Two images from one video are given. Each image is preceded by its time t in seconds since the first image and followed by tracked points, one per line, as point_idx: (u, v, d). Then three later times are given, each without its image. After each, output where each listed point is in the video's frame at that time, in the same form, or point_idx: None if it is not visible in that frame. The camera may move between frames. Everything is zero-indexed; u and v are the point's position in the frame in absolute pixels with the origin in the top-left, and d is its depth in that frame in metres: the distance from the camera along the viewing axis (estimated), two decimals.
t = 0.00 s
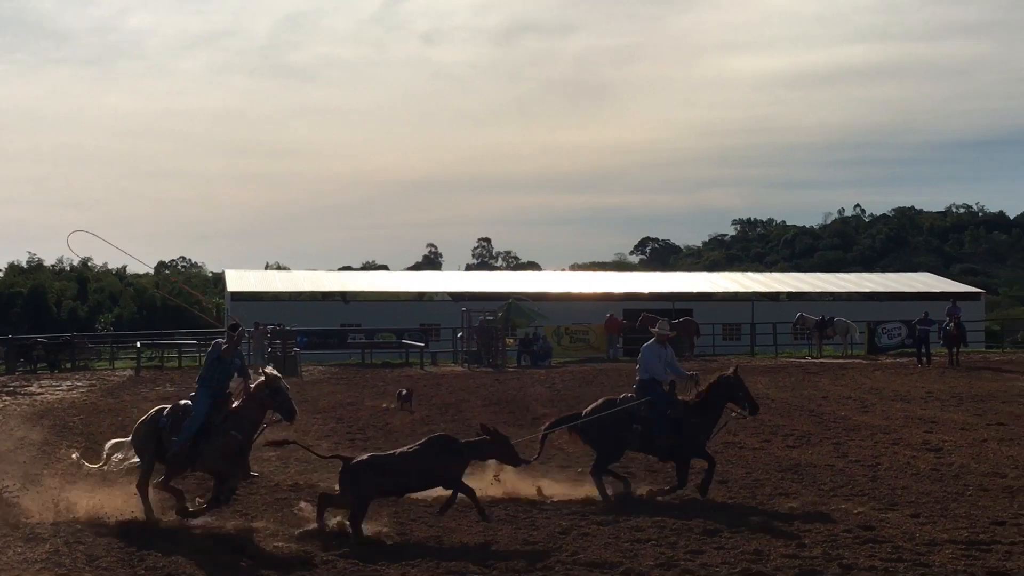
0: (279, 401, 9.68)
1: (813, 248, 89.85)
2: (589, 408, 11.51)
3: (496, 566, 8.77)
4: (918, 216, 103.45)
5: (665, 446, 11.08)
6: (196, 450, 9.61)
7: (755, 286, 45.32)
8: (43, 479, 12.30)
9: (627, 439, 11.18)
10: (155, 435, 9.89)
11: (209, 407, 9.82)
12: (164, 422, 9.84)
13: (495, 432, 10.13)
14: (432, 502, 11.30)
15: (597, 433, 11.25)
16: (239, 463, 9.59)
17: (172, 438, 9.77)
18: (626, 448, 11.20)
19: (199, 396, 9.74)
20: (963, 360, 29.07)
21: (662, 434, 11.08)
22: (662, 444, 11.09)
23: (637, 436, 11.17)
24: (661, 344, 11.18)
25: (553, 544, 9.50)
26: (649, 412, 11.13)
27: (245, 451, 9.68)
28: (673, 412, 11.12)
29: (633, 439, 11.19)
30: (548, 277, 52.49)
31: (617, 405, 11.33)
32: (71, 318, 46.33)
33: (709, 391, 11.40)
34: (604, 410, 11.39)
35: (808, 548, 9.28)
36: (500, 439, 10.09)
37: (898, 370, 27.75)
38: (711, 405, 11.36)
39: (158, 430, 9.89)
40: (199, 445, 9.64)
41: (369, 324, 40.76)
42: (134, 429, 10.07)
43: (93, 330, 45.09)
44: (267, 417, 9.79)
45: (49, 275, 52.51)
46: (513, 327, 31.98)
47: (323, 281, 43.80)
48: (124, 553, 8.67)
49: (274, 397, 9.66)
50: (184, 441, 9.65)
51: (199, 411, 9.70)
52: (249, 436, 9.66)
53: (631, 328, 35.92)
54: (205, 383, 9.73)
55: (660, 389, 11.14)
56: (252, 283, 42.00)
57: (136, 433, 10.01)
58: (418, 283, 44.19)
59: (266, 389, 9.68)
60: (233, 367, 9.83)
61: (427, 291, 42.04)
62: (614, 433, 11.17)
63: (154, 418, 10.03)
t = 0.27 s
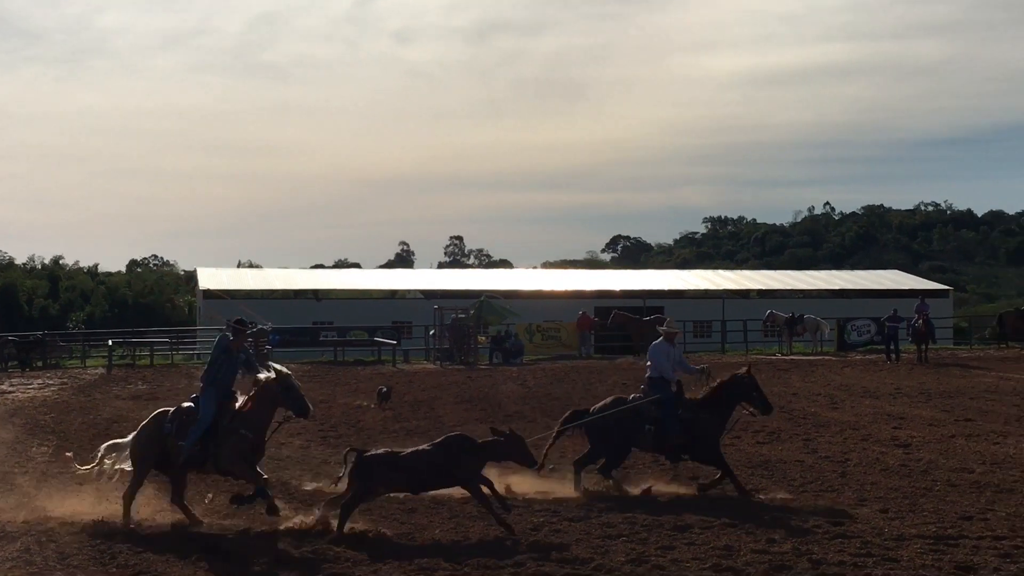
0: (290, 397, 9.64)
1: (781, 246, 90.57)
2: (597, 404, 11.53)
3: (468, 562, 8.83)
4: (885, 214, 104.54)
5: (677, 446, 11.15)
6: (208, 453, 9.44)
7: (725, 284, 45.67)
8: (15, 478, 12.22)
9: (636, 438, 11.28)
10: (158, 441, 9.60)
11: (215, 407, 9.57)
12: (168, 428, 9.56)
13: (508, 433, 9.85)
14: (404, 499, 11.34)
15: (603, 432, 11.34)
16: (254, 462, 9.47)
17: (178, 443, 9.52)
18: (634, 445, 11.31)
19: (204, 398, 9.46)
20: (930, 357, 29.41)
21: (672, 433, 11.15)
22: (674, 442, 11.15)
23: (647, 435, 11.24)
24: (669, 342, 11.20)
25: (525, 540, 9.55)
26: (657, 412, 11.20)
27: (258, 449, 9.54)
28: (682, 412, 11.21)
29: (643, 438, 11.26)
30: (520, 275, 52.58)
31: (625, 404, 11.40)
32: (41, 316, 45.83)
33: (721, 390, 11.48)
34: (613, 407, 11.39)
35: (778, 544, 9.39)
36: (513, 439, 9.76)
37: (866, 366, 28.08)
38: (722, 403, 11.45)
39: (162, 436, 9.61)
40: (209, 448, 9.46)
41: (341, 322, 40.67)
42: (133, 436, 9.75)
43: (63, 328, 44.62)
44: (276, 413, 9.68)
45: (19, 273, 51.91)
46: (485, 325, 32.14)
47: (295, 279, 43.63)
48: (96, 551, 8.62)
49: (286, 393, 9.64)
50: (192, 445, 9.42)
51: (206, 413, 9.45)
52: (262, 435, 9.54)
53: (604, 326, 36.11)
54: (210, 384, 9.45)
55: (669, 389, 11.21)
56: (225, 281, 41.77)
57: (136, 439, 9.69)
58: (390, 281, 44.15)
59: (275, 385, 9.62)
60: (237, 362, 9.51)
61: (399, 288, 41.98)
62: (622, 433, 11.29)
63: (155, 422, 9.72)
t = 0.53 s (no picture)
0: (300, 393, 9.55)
1: (749, 244, 91.30)
2: (606, 401, 11.59)
3: (437, 557, 8.82)
4: (851, 212, 105.53)
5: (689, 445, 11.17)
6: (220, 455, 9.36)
7: (694, 282, 45.94)
8: None
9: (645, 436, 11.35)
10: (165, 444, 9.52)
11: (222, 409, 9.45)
12: (174, 433, 9.44)
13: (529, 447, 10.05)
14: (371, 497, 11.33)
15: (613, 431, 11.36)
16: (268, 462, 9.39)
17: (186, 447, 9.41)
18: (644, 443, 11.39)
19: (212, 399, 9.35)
20: (896, 354, 29.76)
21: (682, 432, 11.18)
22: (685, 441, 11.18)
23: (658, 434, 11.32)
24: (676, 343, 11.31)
25: (496, 537, 9.57)
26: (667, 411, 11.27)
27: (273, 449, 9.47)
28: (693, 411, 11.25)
29: (653, 437, 11.33)
30: (490, 273, 52.63)
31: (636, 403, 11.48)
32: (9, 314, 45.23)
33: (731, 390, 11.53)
34: (622, 407, 11.46)
35: (746, 539, 9.46)
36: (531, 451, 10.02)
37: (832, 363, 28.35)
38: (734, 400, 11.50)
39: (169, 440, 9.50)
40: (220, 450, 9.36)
41: (311, 320, 40.49)
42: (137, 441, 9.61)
43: (31, 327, 44.18)
44: (287, 412, 9.60)
45: None
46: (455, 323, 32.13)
47: (265, 277, 43.39)
48: (65, 549, 8.54)
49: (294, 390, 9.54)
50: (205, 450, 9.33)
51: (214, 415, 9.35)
52: (273, 434, 9.46)
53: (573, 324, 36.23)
54: (215, 384, 9.35)
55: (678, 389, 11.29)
56: (195, 279, 41.47)
57: (141, 444, 9.57)
58: (360, 280, 44.03)
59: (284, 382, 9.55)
60: (241, 358, 9.39)
61: (370, 287, 41.84)
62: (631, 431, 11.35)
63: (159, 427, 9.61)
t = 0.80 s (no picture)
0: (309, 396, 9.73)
1: (716, 242, 91.86)
2: (619, 393, 11.79)
3: (406, 554, 8.82)
4: (816, 209, 106.44)
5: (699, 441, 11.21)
6: (226, 457, 9.38)
7: (662, 279, 46.18)
8: None
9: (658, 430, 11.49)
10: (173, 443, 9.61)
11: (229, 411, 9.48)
12: (182, 432, 9.52)
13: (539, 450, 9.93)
14: (340, 495, 11.31)
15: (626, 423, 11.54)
16: (273, 466, 9.41)
17: (195, 447, 9.50)
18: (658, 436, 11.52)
19: (219, 401, 9.34)
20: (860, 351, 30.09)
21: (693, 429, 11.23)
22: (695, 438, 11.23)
23: (670, 428, 11.46)
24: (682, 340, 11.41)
25: (466, 533, 9.58)
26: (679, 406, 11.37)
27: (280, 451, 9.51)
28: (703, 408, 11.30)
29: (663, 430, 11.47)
30: (459, 270, 52.60)
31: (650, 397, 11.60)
32: None
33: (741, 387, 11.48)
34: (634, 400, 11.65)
35: (712, 535, 9.52)
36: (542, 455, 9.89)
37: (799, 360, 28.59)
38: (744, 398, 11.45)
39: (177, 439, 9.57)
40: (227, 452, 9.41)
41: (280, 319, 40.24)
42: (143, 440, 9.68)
43: None
44: (294, 414, 9.70)
45: None
46: (425, 320, 32.08)
47: (234, 275, 43.08)
48: (34, 547, 8.47)
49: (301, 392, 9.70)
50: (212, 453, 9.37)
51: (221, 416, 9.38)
52: (280, 436, 9.52)
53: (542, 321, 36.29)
54: (222, 387, 9.31)
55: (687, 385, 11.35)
56: (162, 277, 41.08)
57: (148, 444, 9.65)
58: (328, 278, 43.84)
59: (292, 383, 9.67)
60: (247, 360, 9.35)
61: (339, 285, 41.67)
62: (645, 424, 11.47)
63: (167, 427, 9.68)
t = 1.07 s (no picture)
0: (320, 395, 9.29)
1: (683, 240, 92.21)
2: (626, 390, 11.59)
3: (367, 554, 8.61)
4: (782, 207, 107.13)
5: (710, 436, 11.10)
6: (231, 456, 9.10)
7: (630, 278, 46.17)
8: None
9: (667, 425, 11.34)
10: (177, 442, 9.34)
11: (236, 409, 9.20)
12: (188, 429, 9.23)
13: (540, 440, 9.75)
14: (304, 494, 11.11)
15: (637, 419, 11.41)
16: (275, 467, 9.08)
17: (201, 444, 9.20)
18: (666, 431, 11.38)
19: (224, 397, 9.10)
20: (825, 347, 30.22)
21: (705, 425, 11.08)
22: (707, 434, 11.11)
23: (679, 425, 11.27)
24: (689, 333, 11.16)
25: (433, 531, 9.40)
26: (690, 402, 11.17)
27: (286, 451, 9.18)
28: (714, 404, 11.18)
29: (669, 425, 11.34)
30: (427, 268, 52.34)
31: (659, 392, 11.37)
32: None
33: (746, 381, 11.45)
34: (638, 396, 11.47)
35: (679, 531, 9.41)
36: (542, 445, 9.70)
37: (765, 357, 28.64)
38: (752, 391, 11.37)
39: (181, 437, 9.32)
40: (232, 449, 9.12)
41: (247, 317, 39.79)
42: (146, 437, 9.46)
43: None
44: (303, 412, 9.34)
45: None
46: (392, 318, 31.81)
47: (201, 273, 42.56)
48: None
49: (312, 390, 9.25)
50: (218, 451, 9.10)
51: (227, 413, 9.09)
52: (286, 436, 9.17)
53: (511, 319, 36.15)
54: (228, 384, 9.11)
55: (698, 381, 11.17)
56: (128, 275, 40.51)
57: (150, 441, 9.39)
58: (295, 276, 43.39)
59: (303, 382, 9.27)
60: (253, 358, 9.09)
61: (307, 283, 41.30)
62: (654, 420, 11.36)
63: (172, 424, 9.41)
